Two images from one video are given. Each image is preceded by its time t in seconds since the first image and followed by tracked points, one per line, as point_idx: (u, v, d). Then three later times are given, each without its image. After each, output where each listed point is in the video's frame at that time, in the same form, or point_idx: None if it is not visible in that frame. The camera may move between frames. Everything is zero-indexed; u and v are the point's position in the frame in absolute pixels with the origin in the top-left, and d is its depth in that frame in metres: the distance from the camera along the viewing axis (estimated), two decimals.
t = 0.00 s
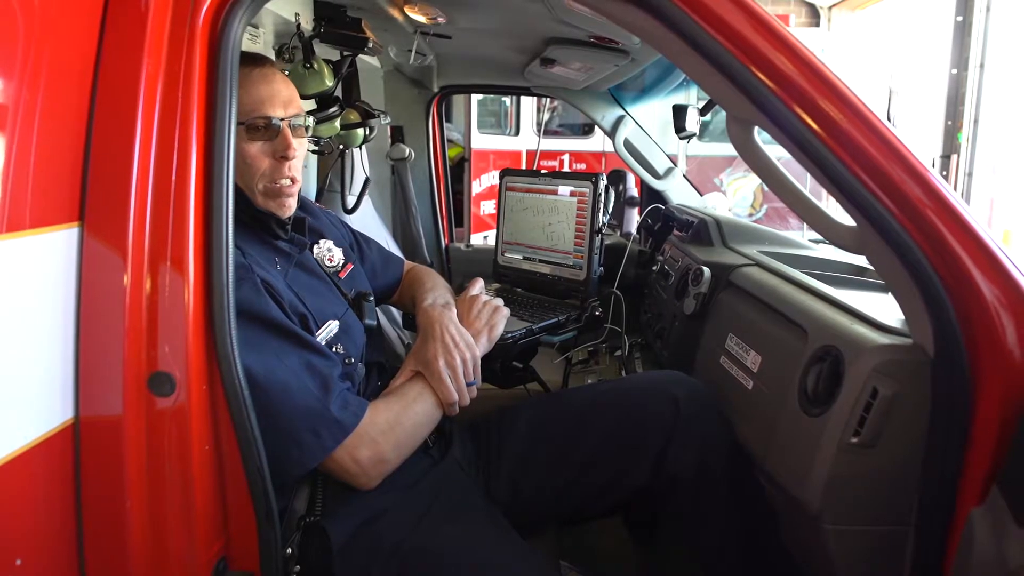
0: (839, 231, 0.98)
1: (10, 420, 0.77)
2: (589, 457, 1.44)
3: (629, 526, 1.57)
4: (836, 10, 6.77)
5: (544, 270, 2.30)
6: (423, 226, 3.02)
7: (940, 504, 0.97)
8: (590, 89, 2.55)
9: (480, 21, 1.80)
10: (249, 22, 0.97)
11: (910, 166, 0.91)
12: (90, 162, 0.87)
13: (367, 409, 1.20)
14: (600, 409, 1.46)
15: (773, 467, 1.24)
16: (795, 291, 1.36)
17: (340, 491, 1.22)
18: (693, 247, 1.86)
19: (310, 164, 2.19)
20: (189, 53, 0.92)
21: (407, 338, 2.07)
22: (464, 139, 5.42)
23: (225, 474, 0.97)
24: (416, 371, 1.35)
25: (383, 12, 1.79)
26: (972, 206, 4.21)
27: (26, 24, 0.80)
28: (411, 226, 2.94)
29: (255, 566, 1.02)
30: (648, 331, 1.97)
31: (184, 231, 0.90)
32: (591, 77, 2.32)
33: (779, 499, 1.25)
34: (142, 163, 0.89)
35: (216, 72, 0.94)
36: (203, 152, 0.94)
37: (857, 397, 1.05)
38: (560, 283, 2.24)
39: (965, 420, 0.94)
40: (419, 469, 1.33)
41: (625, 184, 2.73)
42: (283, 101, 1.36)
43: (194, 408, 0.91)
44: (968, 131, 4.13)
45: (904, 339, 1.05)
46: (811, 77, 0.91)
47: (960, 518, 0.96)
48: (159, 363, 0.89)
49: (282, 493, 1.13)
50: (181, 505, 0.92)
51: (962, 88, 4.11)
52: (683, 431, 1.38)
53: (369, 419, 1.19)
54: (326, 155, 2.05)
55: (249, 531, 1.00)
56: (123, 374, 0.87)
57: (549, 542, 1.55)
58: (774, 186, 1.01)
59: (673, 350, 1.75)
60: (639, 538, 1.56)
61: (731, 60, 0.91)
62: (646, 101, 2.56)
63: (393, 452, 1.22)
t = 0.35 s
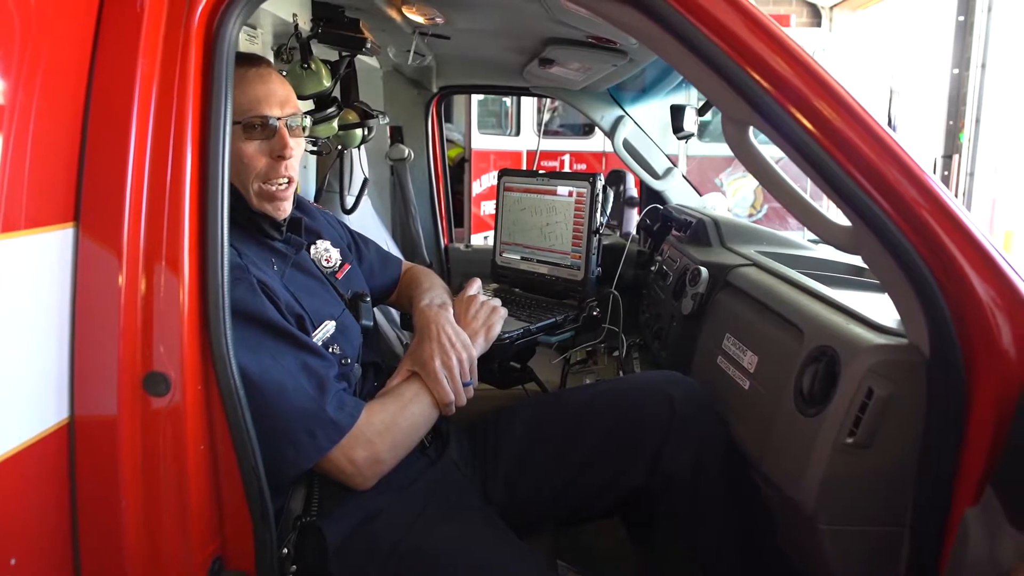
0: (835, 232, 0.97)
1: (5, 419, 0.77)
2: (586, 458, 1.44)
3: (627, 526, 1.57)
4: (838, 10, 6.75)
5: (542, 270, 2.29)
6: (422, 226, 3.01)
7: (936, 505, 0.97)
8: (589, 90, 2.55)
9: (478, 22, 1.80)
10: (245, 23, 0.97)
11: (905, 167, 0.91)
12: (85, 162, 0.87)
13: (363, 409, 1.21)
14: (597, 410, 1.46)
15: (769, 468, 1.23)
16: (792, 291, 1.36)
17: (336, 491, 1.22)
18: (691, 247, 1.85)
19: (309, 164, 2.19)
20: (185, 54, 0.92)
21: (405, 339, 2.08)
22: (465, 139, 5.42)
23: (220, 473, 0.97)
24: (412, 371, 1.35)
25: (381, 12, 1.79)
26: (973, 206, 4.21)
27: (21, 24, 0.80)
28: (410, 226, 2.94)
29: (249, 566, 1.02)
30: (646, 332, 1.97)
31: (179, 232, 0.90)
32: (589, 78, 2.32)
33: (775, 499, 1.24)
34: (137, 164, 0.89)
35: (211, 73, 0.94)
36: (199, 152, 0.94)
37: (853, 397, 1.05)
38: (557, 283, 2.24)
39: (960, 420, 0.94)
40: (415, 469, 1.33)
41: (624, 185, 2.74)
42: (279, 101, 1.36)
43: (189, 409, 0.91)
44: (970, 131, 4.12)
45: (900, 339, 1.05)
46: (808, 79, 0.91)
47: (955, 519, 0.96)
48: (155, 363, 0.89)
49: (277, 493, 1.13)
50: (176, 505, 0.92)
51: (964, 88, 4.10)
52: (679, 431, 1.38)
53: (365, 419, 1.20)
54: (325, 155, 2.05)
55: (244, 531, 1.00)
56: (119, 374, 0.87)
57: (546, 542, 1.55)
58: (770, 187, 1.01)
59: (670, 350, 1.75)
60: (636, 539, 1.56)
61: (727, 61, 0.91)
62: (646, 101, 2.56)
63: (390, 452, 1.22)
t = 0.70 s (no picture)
0: (831, 230, 0.97)
1: None
2: (582, 457, 1.43)
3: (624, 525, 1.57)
4: (842, 8, 6.71)
5: (540, 269, 2.29)
6: (421, 225, 3.00)
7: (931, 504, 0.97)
8: (588, 88, 2.54)
9: (476, 20, 1.79)
10: (238, 20, 0.97)
11: (901, 165, 0.91)
12: (78, 159, 0.87)
13: (358, 408, 1.20)
14: (594, 409, 1.45)
15: (765, 467, 1.23)
16: (789, 290, 1.35)
17: (331, 490, 1.22)
18: (690, 246, 1.84)
19: (307, 163, 2.19)
20: (178, 51, 0.92)
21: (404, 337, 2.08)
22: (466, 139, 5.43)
23: (213, 471, 0.97)
24: (408, 370, 1.35)
25: (379, 11, 1.79)
26: (975, 207, 4.17)
27: (13, 21, 0.79)
28: (409, 225, 2.93)
29: (242, 564, 1.02)
30: (644, 331, 1.97)
31: (172, 230, 0.90)
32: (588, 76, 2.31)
33: (771, 499, 1.24)
34: (130, 161, 0.89)
35: (204, 70, 0.94)
36: (192, 150, 0.94)
37: (848, 397, 1.04)
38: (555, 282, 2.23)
39: (956, 419, 0.93)
40: (411, 467, 1.33)
41: (624, 184, 2.73)
42: (277, 97, 1.36)
43: (182, 407, 0.91)
44: (972, 131, 4.08)
45: (896, 338, 1.04)
46: (803, 76, 0.90)
47: (951, 518, 0.95)
48: (147, 361, 0.89)
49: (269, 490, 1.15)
50: (168, 503, 0.92)
51: (966, 88, 4.07)
52: (675, 430, 1.37)
53: (360, 418, 1.19)
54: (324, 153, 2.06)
55: (237, 529, 1.00)
56: (111, 372, 0.87)
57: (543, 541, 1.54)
58: (765, 185, 1.00)
59: (668, 350, 1.75)
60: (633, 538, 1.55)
61: (722, 59, 0.90)
62: (645, 100, 2.56)
63: (385, 451, 1.22)
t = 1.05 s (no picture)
0: (831, 229, 0.96)
1: None
2: (581, 456, 1.43)
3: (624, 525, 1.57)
4: (844, 8, 6.70)
5: (540, 269, 2.29)
6: (422, 224, 3.01)
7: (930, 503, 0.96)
8: (589, 88, 2.54)
9: (475, 19, 1.79)
10: (236, 18, 0.97)
11: (901, 164, 0.90)
12: (76, 157, 0.87)
13: (356, 407, 1.20)
14: (592, 408, 1.45)
15: (764, 467, 1.23)
16: (789, 289, 1.35)
17: (329, 488, 1.22)
18: (690, 246, 1.84)
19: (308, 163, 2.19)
20: (176, 49, 0.92)
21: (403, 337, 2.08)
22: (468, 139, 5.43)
23: (211, 470, 0.97)
24: (407, 369, 1.35)
25: (378, 9, 1.78)
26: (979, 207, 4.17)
27: (11, 19, 0.80)
28: (410, 225, 2.93)
29: (240, 563, 1.02)
30: (645, 330, 1.97)
31: (170, 228, 0.90)
32: (588, 75, 2.31)
33: (770, 498, 1.24)
34: (128, 159, 0.89)
35: (202, 68, 0.94)
36: (190, 148, 0.94)
37: (847, 396, 1.04)
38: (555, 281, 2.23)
39: (956, 418, 0.93)
40: (410, 466, 1.33)
41: (625, 184, 2.72)
42: (277, 97, 1.36)
43: (179, 404, 0.91)
44: (975, 132, 4.08)
45: (895, 337, 1.04)
46: (803, 76, 0.90)
47: (951, 518, 0.95)
48: (145, 359, 0.89)
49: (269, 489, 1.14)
50: (166, 501, 0.92)
51: (970, 88, 4.07)
52: (675, 429, 1.37)
53: (359, 417, 1.19)
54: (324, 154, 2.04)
55: (235, 527, 1.00)
56: (108, 369, 0.87)
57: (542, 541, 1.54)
58: (765, 184, 1.00)
59: (668, 349, 1.75)
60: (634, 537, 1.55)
61: (722, 58, 0.90)
62: (646, 99, 2.56)
63: (383, 450, 1.22)
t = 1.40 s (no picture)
0: (832, 227, 0.96)
1: None
2: (582, 455, 1.43)
3: (625, 523, 1.57)
4: (848, 8, 6.70)
5: (542, 268, 2.29)
6: (425, 224, 3.01)
7: (931, 502, 0.96)
8: (592, 87, 2.54)
9: (478, 18, 1.79)
10: (239, 17, 0.97)
11: (902, 162, 0.90)
12: (78, 155, 0.87)
13: (358, 405, 1.20)
14: (593, 406, 1.44)
15: (765, 465, 1.22)
16: (791, 288, 1.35)
17: (330, 486, 1.22)
18: (692, 245, 1.84)
19: (311, 162, 2.20)
20: (179, 47, 0.92)
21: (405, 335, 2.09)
22: (471, 139, 5.44)
23: (213, 467, 0.97)
24: (409, 367, 1.35)
25: (381, 8, 1.78)
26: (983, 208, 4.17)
27: (16, 18, 0.80)
28: (413, 225, 2.94)
29: (242, 560, 1.03)
30: (647, 328, 1.97)
31: (172, 226, 0.90)
32: (591, 75, 2.31)
33: (771, 497, 1.23)
34: (131, 157, 0.89)
35: (206, 67, 0.94)
36: (193, 146, 0.94)
37: (849, 395, 1.04)
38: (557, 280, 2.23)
39: (957, 417, 0.92)
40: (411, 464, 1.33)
41: (628, 184, 2.71)
42: (290, 98, 1.37)
43: (182, 402, 0.91)
44: (980, 132, 4.09)
45: (897, 335, 1.04)
46: (806, 74, 0.90)
47: (951, 515, 0.95)
48: (147, 356, 0.89)
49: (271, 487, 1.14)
50: (168, 498, 0.92)
51: (974, 88, 4.07)
52: (676, 428, 1.37)
53: (361, 415, 1.19)
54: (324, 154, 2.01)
55: (236, 524, 1.00)
56: (111, 367, 0.87)
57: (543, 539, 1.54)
58: (767, 182, 1.00)
59: (669, 348, 1.75)
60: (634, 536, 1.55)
61: (725, 58, 0.90)
62: (650, 99, 2.56)
63: (385, 447, 1.22)
